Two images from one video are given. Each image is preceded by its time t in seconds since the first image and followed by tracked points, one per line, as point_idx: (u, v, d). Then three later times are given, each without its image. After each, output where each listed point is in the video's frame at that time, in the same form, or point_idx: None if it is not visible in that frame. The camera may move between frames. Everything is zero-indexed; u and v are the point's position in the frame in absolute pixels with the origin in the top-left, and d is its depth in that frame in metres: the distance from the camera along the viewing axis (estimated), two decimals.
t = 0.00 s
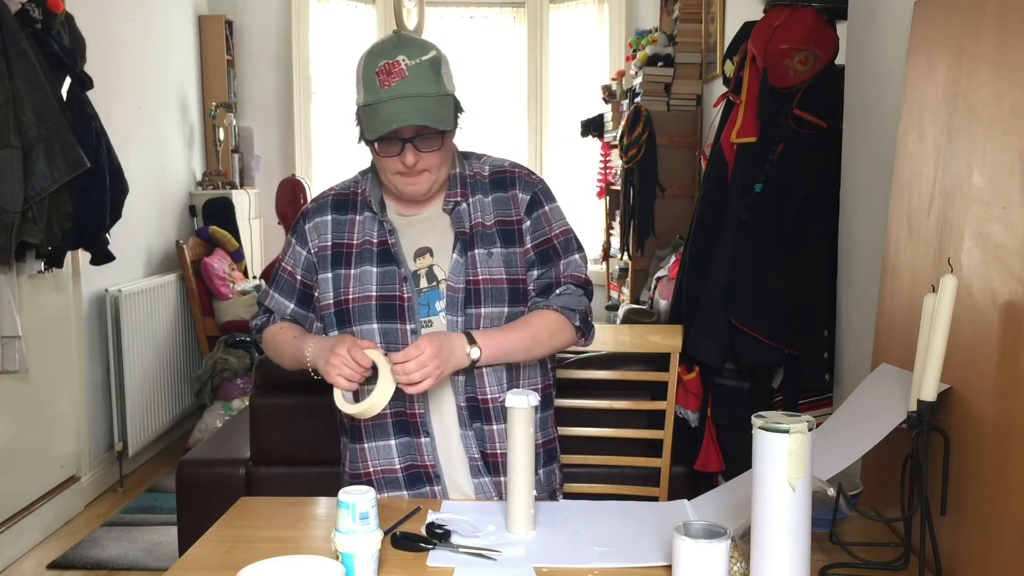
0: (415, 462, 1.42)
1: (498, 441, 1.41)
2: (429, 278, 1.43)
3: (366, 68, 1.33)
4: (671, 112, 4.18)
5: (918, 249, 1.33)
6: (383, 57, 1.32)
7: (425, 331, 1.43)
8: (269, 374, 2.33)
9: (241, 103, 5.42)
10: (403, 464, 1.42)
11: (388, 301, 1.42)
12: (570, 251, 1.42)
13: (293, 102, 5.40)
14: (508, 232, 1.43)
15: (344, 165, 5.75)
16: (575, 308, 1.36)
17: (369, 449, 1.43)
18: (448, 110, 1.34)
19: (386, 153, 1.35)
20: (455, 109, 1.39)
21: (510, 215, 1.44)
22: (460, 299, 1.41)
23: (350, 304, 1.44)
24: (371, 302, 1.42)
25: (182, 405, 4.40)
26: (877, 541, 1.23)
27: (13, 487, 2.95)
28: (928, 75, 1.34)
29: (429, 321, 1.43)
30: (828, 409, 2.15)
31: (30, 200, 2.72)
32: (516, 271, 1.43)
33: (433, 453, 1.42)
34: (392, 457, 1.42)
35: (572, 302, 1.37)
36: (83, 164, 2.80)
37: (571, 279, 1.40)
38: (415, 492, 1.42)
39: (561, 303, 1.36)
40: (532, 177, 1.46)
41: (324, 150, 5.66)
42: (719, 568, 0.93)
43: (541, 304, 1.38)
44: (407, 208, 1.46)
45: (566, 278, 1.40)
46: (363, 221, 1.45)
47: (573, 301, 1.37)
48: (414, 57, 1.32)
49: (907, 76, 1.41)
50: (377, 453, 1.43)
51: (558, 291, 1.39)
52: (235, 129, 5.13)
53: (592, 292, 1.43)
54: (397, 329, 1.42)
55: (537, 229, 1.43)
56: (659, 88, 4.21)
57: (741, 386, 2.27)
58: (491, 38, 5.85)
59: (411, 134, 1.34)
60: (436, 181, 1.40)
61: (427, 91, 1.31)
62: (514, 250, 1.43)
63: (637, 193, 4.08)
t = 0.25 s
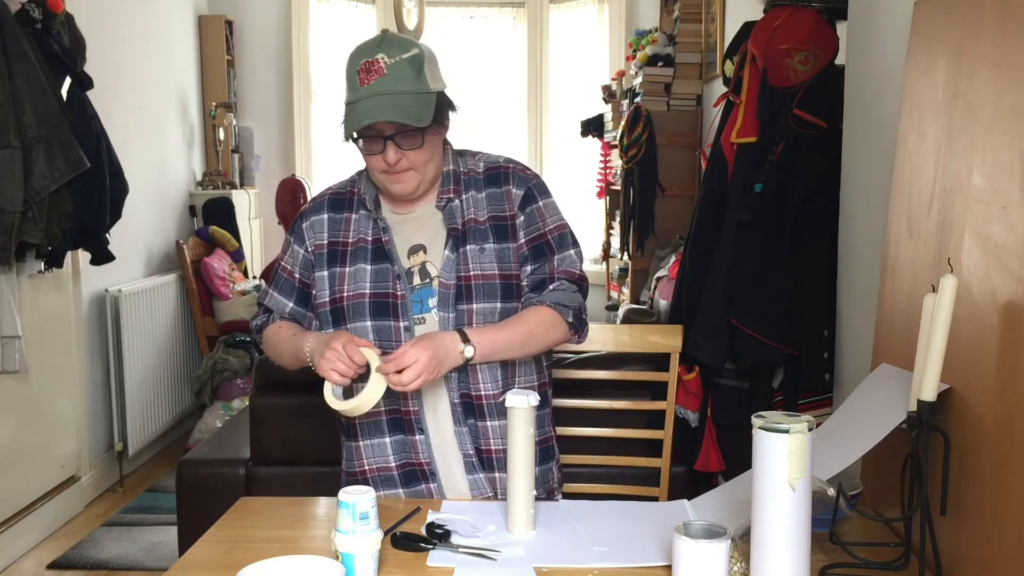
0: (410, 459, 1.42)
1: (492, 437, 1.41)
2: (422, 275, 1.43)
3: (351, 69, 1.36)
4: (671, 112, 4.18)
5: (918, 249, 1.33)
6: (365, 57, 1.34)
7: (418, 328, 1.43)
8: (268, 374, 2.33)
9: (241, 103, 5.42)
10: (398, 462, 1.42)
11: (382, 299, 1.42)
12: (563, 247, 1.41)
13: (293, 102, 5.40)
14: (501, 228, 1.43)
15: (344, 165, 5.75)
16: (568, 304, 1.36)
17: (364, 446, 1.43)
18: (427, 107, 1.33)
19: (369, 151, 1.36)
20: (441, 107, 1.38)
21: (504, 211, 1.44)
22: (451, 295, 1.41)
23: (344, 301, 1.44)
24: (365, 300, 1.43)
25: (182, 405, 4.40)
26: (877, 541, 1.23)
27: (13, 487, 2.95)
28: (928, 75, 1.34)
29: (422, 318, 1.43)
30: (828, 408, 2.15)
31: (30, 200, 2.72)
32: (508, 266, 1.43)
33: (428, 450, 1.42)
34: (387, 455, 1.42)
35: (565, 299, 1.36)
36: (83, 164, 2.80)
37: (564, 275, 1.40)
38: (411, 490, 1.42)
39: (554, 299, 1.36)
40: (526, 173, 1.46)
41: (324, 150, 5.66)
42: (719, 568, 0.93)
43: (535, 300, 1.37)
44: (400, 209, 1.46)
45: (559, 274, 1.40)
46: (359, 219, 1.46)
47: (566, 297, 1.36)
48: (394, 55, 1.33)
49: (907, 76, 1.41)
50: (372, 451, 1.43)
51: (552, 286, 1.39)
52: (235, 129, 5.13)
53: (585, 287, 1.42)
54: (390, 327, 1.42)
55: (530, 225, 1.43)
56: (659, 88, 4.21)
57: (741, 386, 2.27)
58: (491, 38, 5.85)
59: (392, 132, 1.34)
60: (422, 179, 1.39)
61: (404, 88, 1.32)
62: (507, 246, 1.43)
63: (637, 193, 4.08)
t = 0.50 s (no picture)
0: (408, 458, 1.42)
1: (489, 429, 1.41)
2: (414, 271, 1.44)
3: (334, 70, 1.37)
4: (671, 112, 4.18)
5: (918, 249, 1.33)
6: (346, 57, 1.35)
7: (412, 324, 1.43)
8: (268, 374, 2.33)
9: (241, 103, 5.42)
10: (398, 460, 1.42)
11: (376, 297, 1.42)
12: (550, 236, 1.39)
13: (293, 102, 5.40)
14: (490, 220, 1.43)
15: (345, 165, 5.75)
16: (553, 291, 1.33)
17: (363, 445, 1.44)
18: (407, 104, 1.32)
19: (353, 150, 1.36)
20: (424, 103, 1.37)
21: (492, 203, 1.43)
22: (441, 289, 1.41)
23: (340, 301, 1.44)
24: (360, 299, 1.43)
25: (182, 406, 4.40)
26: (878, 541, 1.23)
27: (13, 487, 2.95)
28: (928, 75, 1.34)
29: (416, 314, 1.43)
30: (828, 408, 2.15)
31: (30, 200, 2.72)
32: (499, 258, 1.42)
33: (426, 447, 1.42)
34: (386, 453, 1.42)
35: (550, 286, 1.34)
36: (83, 164, 2.80)
37: (549, 262, 1.37)
38: (411, 488, 1.42)
39: (538, 287, 1.33)
40: (514, 164, 1.45)
41: (324, 149, 5.66)
42: (719, 568, 0.93)
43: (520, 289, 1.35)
44: (392, 209, 1.47)
45: (544, 262, 1.38)
46: (353, 220, 1.46)
47: (551, 285, 1.34)
48: (375, 54, 1.33)
49: (907, 76, 1.41)
50: (371, 450, 1.43)
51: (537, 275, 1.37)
52: (235, 129, 5.13)
53: (573, 275, 1.39)
54: (385, 325, 1.42)
55: (517, 215, 1.41)
56: (659, 88, 4.21)
57: (741, 386, 2.28)
58: (491, 38, 5.85)
59: (373, 130, 1.34)
60: (408, 178, 1.39)
61: (383, 86, 1.32)
62: (496, 238, 1.42)
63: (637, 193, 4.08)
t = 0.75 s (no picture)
0: (408, 458, 1.42)
1: (488, 426, 1.41)
2: (411, 270, 1.44)
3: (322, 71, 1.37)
4: (671, 112, 4.18)
5: (918, 249, 1.33)
6: (331, 59, 1.35)
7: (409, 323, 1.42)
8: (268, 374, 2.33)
9: (241, 103, 5.42)
10: (397, 461, 1.42)
11: (373, 297, 1.42)
12: (545, 230, 1.39)
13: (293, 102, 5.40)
14: (485, 216, 1.43)
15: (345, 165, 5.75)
16: (549, 279, 1.32)
17: (362, 446, 1.43)
18: (393, 102, 1.32)
19: (342, 151, 1.36)
20: (413, 101, 1.37)
21: (487, 199, 1.44)
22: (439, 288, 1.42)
23: (337, 302, 1.44)
24: (357, 299, 1.42)
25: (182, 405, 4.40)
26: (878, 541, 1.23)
27: (13, 487, 2.95)
28: (928, 75, 1.34)
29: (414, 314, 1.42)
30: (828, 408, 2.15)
31: (30, 200, 2.72)
32: (495, 255, 1.42)
33: (425, 447, 1.42)
34: (385, 453, 1.42)
35: (547, 275, 1.32)
36: (83, 164, 2.80)
37: (544, 254, 1.37)
38: (411, 488, 1.42)
39: (535, 276, 1.32)
40: (508, 160, 1.45)
41: (324, 149, 5.66)
42: (719, 568, 0.93)
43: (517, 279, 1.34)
44: (389, 209, 1.46)
45: (542, 254, 1.37)
46: (350, 221, 1.46)
47: (548, 274, 1.33)
48: (360, 54, 1.34)
49: (907, 76, 1.41)
50: (370, 451, 1.43)
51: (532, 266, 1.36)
52: (235, 129, 5.13)
53: (572, 267, 1.38)
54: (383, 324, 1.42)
55: (511, 210, 1.41)
56: (659, 88, 4.21)
57: (741, 386, 2.28)
58: (491, 38, 5.85)
59: (361, 130, 1.33)
60: (399, 176, 1.38)
61: (369, 85, 1.32)
62: (492, 234, 1.43)
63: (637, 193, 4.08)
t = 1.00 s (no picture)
0: (406, 456, 1.42)
1: (487, 427, 1.41)
2: (410, 270, 1.44)
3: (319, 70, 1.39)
4: (671, 112, 4.18)
5: (918, 249, 1.33)
6: (328, 57, 1.36)
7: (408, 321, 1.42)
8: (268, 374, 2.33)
9: (241, 103, 5.42)
10: (395, 459, 1.42)
11: (372, 295, 1.42)
12: (545, 231, 1.38)
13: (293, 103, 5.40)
14: (484, 216, 1.43)
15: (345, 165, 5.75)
16: (552, 278, 1.32)
17: (360, 444, 1.43)
18: (387, 97, 1.32)
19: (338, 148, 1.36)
20: (409, 99, 1.37)
21: (486, 199, 1.43)
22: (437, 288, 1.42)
23: (335, 299, 1.44)
24: (355, 297, 1.43)
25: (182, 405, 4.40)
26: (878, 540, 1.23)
27: (13, 487, 2.95)
28: (928, 75, 1.34)
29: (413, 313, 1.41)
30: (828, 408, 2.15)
31: (30, 200, 2.72)
32: (494, 255, 1.42)
33: (423, 446, 1.42)
34: (383, 452, 1.42)
35: (550, 275, 1.33)
36: (83, 164, 2.80)
37: (545, 253, 1.37)
38: (409, 487, 1.42)
39: (537, 276, 1.32)
40: (508, 160, 1.45)
41: (324, 149, 5.66)
42: (719, 568, 0.93)
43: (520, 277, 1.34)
44: (388, 207, 1.46)
45: (544, 254, 1.37)
46: (349, 219, 1.46)
47: (549, 273, 1.33)
48: (355, 51, 1.34)
49: (907, 76, 1.41)
50: (368, 449, 1.43)
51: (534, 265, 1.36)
52: (235, 129, 5.13)
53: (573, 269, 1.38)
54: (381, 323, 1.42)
55: (511, 210, 1.41)
56: (659, 88, 4.21)
57: (741, 386, 2.28)
58: (491, 38, 5.85)
59: (356, 125, 1.33)
60: (394, 173, 1.37)
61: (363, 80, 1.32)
62: (491, 234, 1.43)
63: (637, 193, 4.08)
